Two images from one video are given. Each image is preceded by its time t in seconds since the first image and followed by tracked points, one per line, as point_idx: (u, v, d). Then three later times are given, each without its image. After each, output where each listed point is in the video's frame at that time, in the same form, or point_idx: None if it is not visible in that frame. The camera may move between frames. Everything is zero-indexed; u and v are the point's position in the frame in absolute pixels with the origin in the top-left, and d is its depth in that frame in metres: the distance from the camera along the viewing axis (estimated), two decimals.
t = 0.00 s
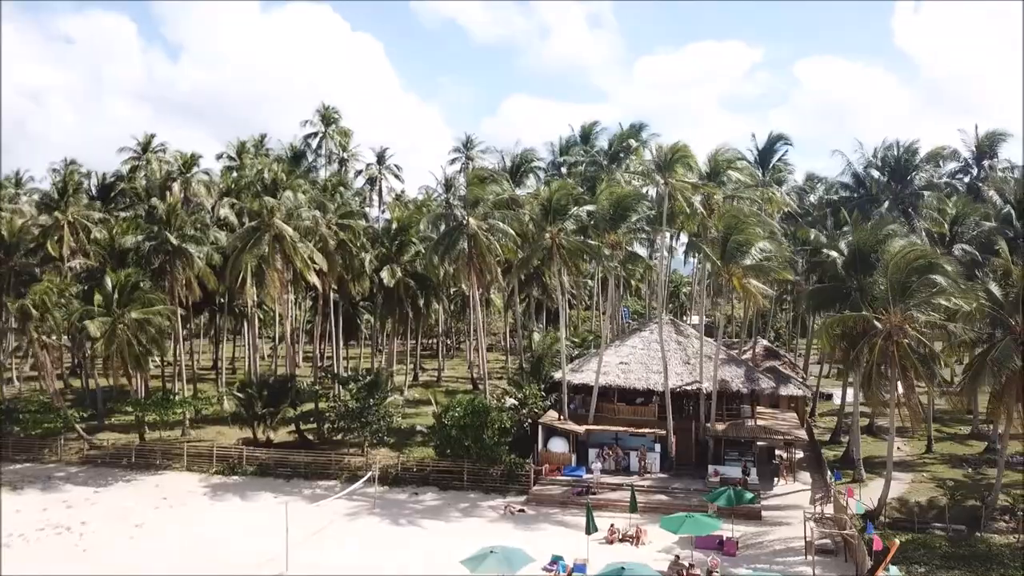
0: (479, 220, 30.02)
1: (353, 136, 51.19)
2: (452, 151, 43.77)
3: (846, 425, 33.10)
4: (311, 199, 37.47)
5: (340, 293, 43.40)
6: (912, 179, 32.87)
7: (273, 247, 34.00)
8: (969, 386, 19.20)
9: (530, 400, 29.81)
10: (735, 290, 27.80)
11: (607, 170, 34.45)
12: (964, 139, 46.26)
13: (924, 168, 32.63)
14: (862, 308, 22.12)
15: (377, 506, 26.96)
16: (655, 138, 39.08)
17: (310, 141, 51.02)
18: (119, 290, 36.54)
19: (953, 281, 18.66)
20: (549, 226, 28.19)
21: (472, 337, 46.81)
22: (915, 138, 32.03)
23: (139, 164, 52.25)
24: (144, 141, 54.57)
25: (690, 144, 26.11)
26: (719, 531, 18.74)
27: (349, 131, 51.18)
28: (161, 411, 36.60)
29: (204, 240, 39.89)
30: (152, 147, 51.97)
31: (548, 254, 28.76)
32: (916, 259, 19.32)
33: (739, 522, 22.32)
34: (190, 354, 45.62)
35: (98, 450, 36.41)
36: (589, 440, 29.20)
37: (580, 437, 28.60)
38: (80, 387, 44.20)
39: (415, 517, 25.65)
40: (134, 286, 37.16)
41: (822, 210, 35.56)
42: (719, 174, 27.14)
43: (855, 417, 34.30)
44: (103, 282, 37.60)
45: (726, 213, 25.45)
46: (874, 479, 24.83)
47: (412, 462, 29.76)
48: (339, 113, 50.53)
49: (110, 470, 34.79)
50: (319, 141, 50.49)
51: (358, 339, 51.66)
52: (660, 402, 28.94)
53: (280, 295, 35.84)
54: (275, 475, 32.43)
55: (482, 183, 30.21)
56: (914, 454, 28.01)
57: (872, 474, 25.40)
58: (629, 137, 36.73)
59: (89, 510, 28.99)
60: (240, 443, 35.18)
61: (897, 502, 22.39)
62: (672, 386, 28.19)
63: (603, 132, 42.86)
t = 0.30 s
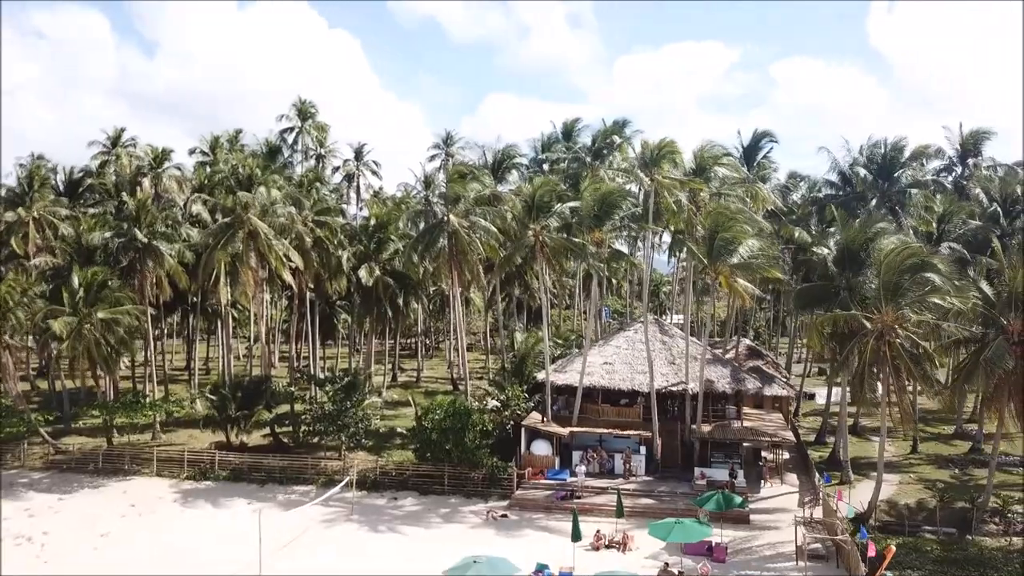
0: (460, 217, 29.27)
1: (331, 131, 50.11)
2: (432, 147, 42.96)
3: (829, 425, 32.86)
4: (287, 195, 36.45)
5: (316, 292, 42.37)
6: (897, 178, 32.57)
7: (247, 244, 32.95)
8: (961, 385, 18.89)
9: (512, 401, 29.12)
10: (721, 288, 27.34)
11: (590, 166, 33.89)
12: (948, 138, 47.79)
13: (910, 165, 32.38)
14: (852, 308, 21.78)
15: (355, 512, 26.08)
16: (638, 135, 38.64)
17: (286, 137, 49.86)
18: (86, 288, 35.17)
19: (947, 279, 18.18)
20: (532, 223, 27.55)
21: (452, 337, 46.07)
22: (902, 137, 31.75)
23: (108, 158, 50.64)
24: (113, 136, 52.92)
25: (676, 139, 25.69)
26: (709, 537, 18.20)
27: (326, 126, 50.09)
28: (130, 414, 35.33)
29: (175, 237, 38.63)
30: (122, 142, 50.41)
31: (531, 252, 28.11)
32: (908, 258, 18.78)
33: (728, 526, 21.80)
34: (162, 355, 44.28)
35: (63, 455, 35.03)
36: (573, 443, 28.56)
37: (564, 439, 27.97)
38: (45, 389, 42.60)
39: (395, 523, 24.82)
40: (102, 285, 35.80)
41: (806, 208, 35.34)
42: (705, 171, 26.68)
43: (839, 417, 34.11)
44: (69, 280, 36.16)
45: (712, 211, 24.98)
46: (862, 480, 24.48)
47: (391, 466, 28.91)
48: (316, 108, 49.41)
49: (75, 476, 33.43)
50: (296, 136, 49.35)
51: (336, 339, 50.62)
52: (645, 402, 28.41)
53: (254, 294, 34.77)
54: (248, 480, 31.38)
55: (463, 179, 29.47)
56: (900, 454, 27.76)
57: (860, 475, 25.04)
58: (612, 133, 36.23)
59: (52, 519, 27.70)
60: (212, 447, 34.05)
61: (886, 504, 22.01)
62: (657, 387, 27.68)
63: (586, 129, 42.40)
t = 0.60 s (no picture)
0: (435, 213, 28.37)
1: (300, 125, 48.79)
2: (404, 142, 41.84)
3: (806, 425, 32.65)
4: (254, 190, 35.16)
5: (286, 290, 41.09)
6: (878, 174, 32.52)
7: (212, 240, 31.66)
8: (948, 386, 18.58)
9: (488, 403, 28.31)
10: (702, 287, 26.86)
11: (568, 162, 33.25)
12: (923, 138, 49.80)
13: (891, 162, 32.36)
14: (835, 307, 21.42)
15: (325, 519, 25.03)
16: (615, 131, 38.13)
17: (254, 130, 48.40)
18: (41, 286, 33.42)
19: (936, 277, 17.94)
20: (509, 219, 26.75)
21: (425, 336, 45.12)
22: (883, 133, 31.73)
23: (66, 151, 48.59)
24: (72, 128, 50.85)
25: (657, 134, 25.13)
26: (694, 544, 17.61)
27: (296, 120, 48.75)
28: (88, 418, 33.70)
29: (137, 233, 37.02)
30: (81, 134, 48.44)
31: (507, 250, 27.32)
32: (898, 256, 18.72)
33: (710, 531, 21.24)
34: (123, 356, 42.52)
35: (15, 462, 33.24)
36: (550, 445, 27.83)
37: (541, 442, 27.24)
38: None
39: (367, 531, 23.83)
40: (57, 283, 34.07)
41: (784, 206, 35.07)
42: (686, 167, 26.19)
43: (815, 417, 33.93)
44: (22, 278, 34.37)
45: (693, 208, 24.47)
46: (844, 482, 24.14)
47: (362, 470, 27.90)
48: (285, 101, 48.04)
49: (28, 484, 31.72)
50: (264, 130, 47.93)
51: (305, 339, 49.28)
52: (624, 403, 27.81)
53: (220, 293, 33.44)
54: (213, 487, 30.09)
55: (438, 174, 28.55)
56: (878, 454, 27.57)
57: (841, 476, 24.71)
58: (590, 128, 35.62)
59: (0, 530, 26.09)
60: (175, 452, 32.62)
61: (869, 506, 21.66)
62: (636, 388, 27.09)
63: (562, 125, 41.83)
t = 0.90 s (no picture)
0: (413, 210, 27.58)
1: (273, 120, 47.64)
2: (380, 137, 40.92)
3: (787, 426, 32.46)
4: (226, 185, 34.06)
5: (258, 289, 39.98)
6: (863, 170, 33.45)
7: (181, 237, 30.54)
8: (936, 387, 18.38)
9: (468, 405, 27.63)
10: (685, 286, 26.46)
11: (548, 159, 32.72)
12: (906, 135, 51.60)
13: (875, 159, 33.33)
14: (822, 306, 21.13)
15: (300, 526, 24.15)
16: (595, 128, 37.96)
17: (225, 125, 47.12)
18: None
19: (929, 276, 17.74)
20: (489, 216, 26.07)
21: (402, 336, 44.34)
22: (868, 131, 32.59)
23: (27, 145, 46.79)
24: (34, 121, 49.00)
25: (641, 129, 24.69)
26: (682, 551, 17.16)
27: (268, 114, 47.59)
28: (50, 422, 32.25)
29: (102, 229, 35.61)
30: (44, 127, 46.69)
31: (487, 248, 26.63)
32: (890, 255, 18.34)
33: (696, 535, 20.79)
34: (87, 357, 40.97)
35: None
36: (531, 448, 27.21)
37: (522, 445, 26.60)
38: None
39: (343, 538, 22.99)
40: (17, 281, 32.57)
41: (765, 204, 34.82)
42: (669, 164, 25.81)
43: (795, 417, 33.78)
44: None
45: (677, 205, 24.06)
46: (828, 483, 23.88)
47: (338, 475, 27.03)
48: (258, 95, 46.86)
49: None
50: (236, 124, 46.70)
51: (279, 339, 48.10)
52: (606, 405, 27.29)
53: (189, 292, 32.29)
54: (182, 493, 28.97)
55: (416, 169, 27.76)
56: (861, 455, 27.41)
57: (825, 477, 24.45)
58: (571, 124, 35.55)
59: None
60: (142, 457, 31.38)
61: (856, 508, 21.37)
62: (619, 389, 26.59)
63: (541, 122, 41.38)
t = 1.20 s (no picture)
0: (393, 206, 26.76)
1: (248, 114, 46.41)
2: (359, 132, 39.95)
3: (771, 427, 32.14)
4: (198, 180, 32.89)
5: (232, 288, 38.83)
6: (851, 167, 34.09)
7: (151, 234, 29.40)
8: (929, 388, 17.96)
9: (450, 407, 26.87)
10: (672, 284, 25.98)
11: (530, 155, 32.13)
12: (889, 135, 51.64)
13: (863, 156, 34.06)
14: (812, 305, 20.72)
15: (275, 535, 23.19)
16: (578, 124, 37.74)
17: (197, 119, 45.79)
18: None
19: (924, 277, 17.31)
20: (472, 213, 25.31)
21: (381, 336, 43.39)
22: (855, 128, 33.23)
23: None
24: None
25: (628, 124, 24.15)
26: (673, 559, 16.58)
27: (242, 109, 46.35)
28: (12, 427, 30.82)
29: (68, 225, 34.19)
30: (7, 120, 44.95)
31: (469, 246, 25.90)
32: (883, 255, 17.92)
33: (686, 542, 20.25)
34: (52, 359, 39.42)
35: None
36: (514, 451, 26.49)
37: (505, 448, 25.92)
38: None
39: (320, 547, 22.07)
40: None
41: (750, 202, 34.53)
42: (655, 160, 25.34)
43: (779, 418, 33.46)
44: None
45: (663, 203, 23.57)
46: (817, 486, 23.49)
47: (315, 480, 26.09)
48: (232, 88, 45.60)
49: None
50: (209, 118, 45.41)
51: (254, 339, 46.90)
52: (591, 406, 26.71)
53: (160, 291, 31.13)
54: (151, 501, 27.80)
55: (396, 164, 26.93)
56: (848, 456, 27.11)
57: (814, 480, 24.04)
58: (554, 120, 35.41)
59: None
60: (109, 463, 30.10)
61: (846, 512, 20.96)
62: (605, 390, 26.00)
63: (523, 118, 40.85)
